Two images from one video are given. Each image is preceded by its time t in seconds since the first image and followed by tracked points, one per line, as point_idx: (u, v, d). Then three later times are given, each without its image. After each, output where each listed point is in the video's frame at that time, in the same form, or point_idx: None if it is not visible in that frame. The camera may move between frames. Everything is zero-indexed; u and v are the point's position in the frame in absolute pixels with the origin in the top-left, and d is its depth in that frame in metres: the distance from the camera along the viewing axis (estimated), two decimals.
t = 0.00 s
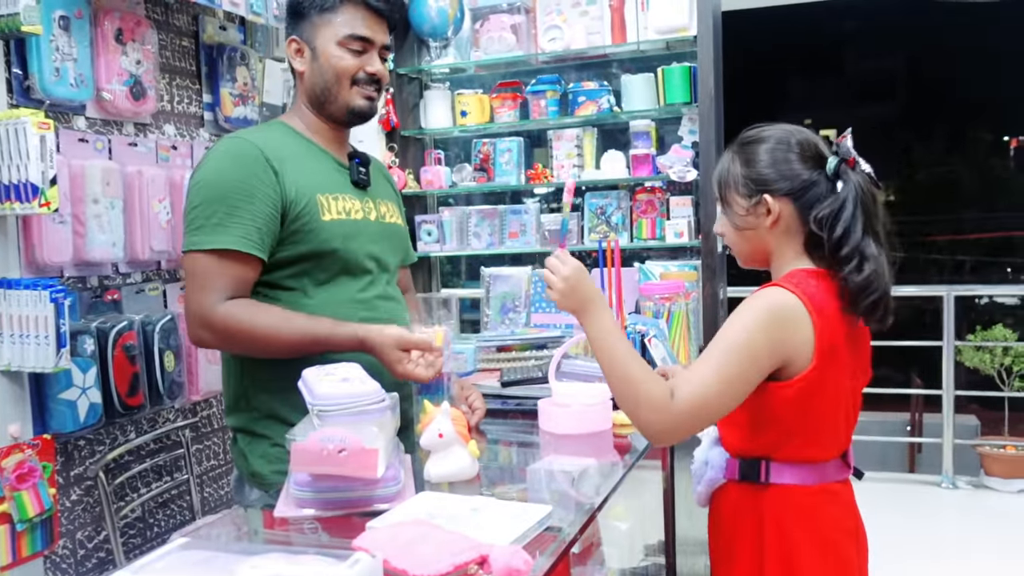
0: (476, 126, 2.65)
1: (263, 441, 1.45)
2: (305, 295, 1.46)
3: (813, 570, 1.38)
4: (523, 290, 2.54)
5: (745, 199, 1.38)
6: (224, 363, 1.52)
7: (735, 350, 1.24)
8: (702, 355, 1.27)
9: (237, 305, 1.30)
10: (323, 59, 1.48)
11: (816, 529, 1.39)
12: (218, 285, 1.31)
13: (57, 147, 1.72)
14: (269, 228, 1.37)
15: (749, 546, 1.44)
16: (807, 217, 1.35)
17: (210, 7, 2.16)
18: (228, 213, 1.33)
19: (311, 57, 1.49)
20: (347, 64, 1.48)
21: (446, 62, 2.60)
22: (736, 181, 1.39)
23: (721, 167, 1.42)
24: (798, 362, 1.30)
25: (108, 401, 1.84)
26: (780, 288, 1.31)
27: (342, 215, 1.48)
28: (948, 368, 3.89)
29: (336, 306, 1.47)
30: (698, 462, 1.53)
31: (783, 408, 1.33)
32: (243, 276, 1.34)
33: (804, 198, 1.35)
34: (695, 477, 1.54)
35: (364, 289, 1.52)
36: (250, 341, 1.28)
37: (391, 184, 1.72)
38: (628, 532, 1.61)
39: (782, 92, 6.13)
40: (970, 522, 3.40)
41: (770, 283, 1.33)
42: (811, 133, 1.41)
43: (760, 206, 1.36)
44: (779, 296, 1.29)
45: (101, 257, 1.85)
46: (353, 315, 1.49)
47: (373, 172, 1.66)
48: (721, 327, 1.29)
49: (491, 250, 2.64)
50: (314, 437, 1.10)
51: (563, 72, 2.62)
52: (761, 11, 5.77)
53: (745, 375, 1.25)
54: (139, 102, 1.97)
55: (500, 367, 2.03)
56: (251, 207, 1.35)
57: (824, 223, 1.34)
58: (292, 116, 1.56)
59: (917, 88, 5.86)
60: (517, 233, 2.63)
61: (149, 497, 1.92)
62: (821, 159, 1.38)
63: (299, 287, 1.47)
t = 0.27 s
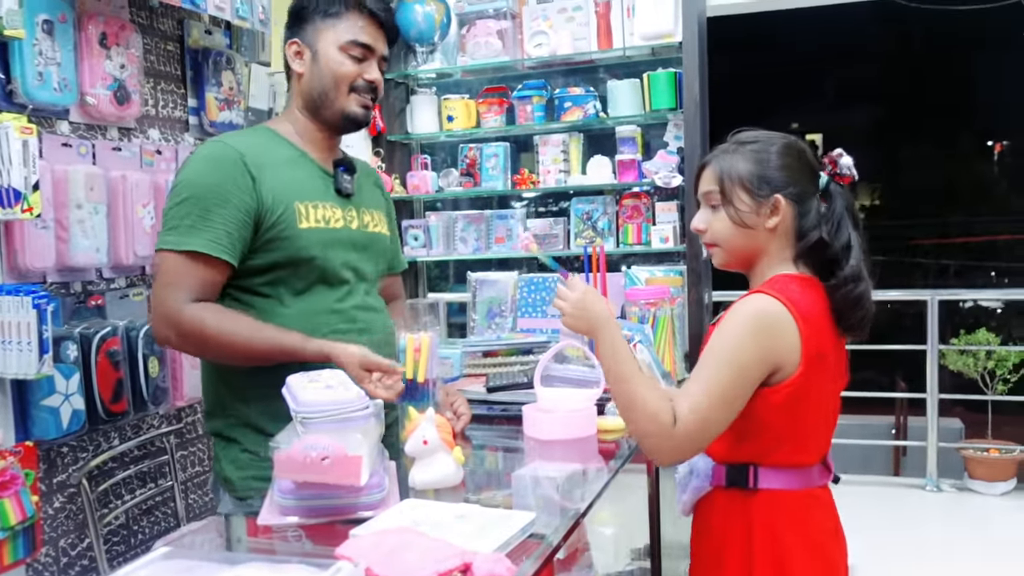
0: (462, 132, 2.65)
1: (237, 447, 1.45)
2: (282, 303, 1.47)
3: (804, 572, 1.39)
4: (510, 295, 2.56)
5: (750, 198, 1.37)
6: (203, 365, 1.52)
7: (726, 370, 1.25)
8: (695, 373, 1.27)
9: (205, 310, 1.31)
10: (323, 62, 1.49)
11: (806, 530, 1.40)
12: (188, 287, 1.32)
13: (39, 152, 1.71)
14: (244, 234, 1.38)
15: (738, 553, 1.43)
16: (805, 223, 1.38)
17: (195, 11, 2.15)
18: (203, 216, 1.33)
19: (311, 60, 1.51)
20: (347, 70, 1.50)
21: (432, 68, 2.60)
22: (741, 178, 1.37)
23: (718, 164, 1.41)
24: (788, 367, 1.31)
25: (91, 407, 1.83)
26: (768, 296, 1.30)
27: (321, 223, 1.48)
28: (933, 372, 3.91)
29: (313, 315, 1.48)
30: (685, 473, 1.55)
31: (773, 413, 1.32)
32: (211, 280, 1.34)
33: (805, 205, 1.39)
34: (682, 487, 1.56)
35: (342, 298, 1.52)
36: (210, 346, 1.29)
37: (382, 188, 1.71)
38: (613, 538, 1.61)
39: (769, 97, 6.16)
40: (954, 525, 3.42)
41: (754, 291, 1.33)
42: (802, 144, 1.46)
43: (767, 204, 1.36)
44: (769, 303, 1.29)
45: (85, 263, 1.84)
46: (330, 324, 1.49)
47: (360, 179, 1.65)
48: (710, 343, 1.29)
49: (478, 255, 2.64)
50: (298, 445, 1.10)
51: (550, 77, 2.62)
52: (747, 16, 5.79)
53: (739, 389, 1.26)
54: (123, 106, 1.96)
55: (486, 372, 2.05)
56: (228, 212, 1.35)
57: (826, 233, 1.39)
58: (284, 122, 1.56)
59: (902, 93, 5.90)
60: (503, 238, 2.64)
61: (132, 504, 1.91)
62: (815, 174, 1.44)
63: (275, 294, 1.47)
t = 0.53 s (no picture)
0: (450, 138, 2.64)
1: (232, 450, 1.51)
2: (274, 311, 1.51)
3: None
4: (498, 301, 2.54)
5: (745, 206, 1.36)
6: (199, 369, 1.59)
7: (723, 376, 1.25)
8: (692, 381, 1.27)
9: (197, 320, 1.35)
10: (325, 81, 1.55)
11: (796, 538, 1.40)
12: (184, 294, 1.37)
13: (23, 157, 1.70)
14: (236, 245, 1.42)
15: (729, 561, 1.43)
16: (797, 232, 1.39)
17: (181, 16, 2.14)
18: (196, 225, 1.38)
19: (313, 79, 1.56)
20: (347, 89, 1.55)
21: (420, 74, 2.59)
22: (736, 186, 1.37)
23: (712, 172, 1.40)
24: (783, 373, 1.30)
25: (76, 415, 1.82)
26: (761, 302, 1.31)
27: (315, 237, 1.52)
28: (920, 377, 3.93)
29: (301, 326, 1.51)
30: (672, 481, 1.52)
31: (768, 421, 1.32)
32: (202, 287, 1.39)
33: (798, 214, 1.39)
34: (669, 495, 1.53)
35: (332, 310, 1.56)
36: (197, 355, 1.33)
37: (380, 201, 1.75)
38: (602, 545, 1.61)
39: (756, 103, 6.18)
40: (941, 529, 3.43)
41: (746, 298, 1.33)
42: (792, 152, 1.46)
43: (761, 213, 1.36)
44: (763, 309, 1.29)
45: (69, 269, 1.82)
46: (320, 337, 1.53)
47: (361, 196, 1.69)
48: (705, 350, 1.29)
49: (466, 261, 2.64)
50: (284, 452, 1.09)
51: (538, 83, 2.63)
52: (734, 23, 5.82)
53: (737, 392, 1.26)
54: (108, 112, 1.95)
55: (474, 379, 2.04)
56: (221, 222, 1.40)
57: (817, 242, 1.41)
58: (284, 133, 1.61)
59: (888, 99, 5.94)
60: (492, 244, 2.64)
61: (117, 512, 1.89)
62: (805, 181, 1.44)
63: (267, 302, 1.51)
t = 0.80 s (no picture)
0: (444, 144, 2.64)
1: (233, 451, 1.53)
2: (268, 312, 1.51)
3: None
4: (491, 308, 2.55)
5: (741, 214, 1.36)
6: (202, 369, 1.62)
7: (723, 382, 1.25)
8: (692, 387, 1.27)
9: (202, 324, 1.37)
10: (314, 88, 1.54)
11: (791, 548, 1.40)
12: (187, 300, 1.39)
13: (14, 164, 1.69)
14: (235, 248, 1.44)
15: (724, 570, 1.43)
16: (791, 239, 1.40)
17: (174, 23, 2.14)
18: (196, 230, 1.40)
19: (304, 87, 1.56)
20: (336, 94, 1.53)
21: (414, 80, 2.59)
22: (731, 194, 1.36)
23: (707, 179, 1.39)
24: (782, 378, 1.30)
25: (67, 423, 1.81)
26: (761, 308, 1.30)
27: (310, 239, 1.52)
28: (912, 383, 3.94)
29: (292, 328, 1.52)
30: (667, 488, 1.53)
31: (767, 428, 1.32)
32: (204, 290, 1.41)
33: (793, 220, 1.40)
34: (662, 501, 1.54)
35: (325, 313, 1.56)
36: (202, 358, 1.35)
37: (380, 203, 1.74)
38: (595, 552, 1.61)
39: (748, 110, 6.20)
40: (933, 535, 3.44)
41: (746, 303, 1.33)
42: (786, 157, 1.45)
43: (757, 220, 1.36)
44: (763, 314, 1.29)
45: (61, 276, 1.82)
46: (312, 340, 1.54)
47: (361, 199, 1.68)
48: (704, 356, 1.28)
49: (459, 268, 2.63)
50: (277, 461, 1.08)
51: (531, 90, 2.63)
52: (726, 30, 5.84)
53: (738, 396, 1.25)
54: (100, 118, 1.94)
55: (467, 386, 2.03)
56: (219, 226, 1.42)
57: (812, 249, 1.41)
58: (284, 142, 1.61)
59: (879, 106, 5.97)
60: (485, 250, 2.63)
61: (109, 520, 1.88)
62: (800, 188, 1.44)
63: (261, 303, 1.52)
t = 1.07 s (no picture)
0: (437, 152, 2.64)
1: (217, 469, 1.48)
2: (249, 321, 1.46)
3: None
4: (484, 315, 2.55)
5: (736, 221, 1.35)
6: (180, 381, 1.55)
7: (726, 386, 1.23)
8: (694, 392, 1.25)
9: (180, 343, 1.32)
10: (277, 91, 1.49)
11: (790, 556, 1.40)
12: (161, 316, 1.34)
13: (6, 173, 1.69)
14: (207, 258, 1.38)
15: None
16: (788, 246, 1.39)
17: (167, 31, 2.14)
18: (166, 242, 1.34)
19: (267, 90, 1.50)
20: (300, 97, 1.49)
21: (407, 87, 2.59)
22: (726, 202, 1.35)
23: (702, 188, 1.38)
24: (783, 385, 1.30)
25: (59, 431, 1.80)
26: (760, 313, 1.30)
27: (284, 243, 1.47)
28: (905, 389, 3.95)
29: (277, 336, 1.47)
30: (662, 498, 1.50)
31: (768, 435, 1.32)
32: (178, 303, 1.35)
33: (789, 227, 1.39)
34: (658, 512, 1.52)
35: (308, 318, 1.51)
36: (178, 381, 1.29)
37: (349, 209, 1.70)
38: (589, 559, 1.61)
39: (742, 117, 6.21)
40: (927, 541, 3.44)
41: (746, 309, 1.32)
42: (779, 164, 1.45)
43: (752, 228, 1.35)
44: (762, 319, 1.29)
45: (53, 285, 1.81)
46: (298, 346, 1.49)
47: (330, 200, 1.64)
48: (705, 361, 1.27)
49: (453, 275, 2.63)
50: (269, 470, 1.08)
51: (524, 98, 2.63)
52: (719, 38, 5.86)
53: (741, 400, 1.24)
54: (93, 126, 1.94)
55: (461, 393, 2.03)
56: (192, 237, 1.36)
57: (807, 255, 1.41)
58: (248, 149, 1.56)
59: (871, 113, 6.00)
60: (479, 258, 2.64)
61: (101, 529, 1.87)
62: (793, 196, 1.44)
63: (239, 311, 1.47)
